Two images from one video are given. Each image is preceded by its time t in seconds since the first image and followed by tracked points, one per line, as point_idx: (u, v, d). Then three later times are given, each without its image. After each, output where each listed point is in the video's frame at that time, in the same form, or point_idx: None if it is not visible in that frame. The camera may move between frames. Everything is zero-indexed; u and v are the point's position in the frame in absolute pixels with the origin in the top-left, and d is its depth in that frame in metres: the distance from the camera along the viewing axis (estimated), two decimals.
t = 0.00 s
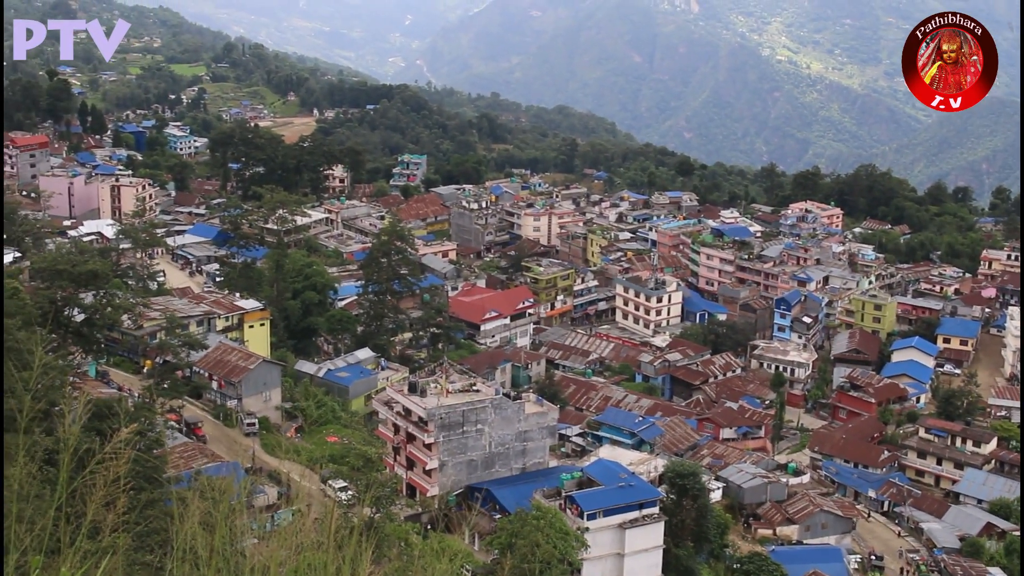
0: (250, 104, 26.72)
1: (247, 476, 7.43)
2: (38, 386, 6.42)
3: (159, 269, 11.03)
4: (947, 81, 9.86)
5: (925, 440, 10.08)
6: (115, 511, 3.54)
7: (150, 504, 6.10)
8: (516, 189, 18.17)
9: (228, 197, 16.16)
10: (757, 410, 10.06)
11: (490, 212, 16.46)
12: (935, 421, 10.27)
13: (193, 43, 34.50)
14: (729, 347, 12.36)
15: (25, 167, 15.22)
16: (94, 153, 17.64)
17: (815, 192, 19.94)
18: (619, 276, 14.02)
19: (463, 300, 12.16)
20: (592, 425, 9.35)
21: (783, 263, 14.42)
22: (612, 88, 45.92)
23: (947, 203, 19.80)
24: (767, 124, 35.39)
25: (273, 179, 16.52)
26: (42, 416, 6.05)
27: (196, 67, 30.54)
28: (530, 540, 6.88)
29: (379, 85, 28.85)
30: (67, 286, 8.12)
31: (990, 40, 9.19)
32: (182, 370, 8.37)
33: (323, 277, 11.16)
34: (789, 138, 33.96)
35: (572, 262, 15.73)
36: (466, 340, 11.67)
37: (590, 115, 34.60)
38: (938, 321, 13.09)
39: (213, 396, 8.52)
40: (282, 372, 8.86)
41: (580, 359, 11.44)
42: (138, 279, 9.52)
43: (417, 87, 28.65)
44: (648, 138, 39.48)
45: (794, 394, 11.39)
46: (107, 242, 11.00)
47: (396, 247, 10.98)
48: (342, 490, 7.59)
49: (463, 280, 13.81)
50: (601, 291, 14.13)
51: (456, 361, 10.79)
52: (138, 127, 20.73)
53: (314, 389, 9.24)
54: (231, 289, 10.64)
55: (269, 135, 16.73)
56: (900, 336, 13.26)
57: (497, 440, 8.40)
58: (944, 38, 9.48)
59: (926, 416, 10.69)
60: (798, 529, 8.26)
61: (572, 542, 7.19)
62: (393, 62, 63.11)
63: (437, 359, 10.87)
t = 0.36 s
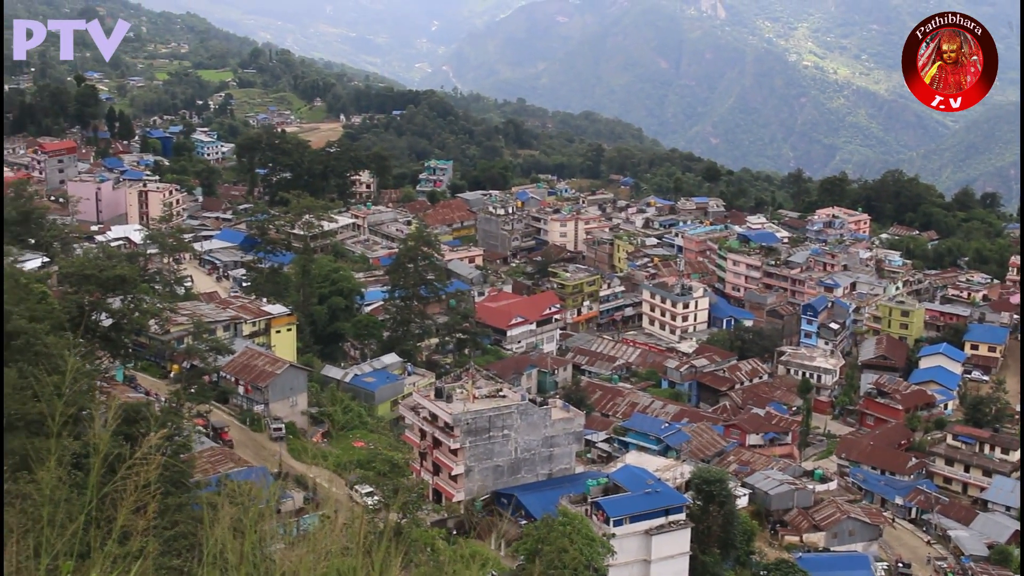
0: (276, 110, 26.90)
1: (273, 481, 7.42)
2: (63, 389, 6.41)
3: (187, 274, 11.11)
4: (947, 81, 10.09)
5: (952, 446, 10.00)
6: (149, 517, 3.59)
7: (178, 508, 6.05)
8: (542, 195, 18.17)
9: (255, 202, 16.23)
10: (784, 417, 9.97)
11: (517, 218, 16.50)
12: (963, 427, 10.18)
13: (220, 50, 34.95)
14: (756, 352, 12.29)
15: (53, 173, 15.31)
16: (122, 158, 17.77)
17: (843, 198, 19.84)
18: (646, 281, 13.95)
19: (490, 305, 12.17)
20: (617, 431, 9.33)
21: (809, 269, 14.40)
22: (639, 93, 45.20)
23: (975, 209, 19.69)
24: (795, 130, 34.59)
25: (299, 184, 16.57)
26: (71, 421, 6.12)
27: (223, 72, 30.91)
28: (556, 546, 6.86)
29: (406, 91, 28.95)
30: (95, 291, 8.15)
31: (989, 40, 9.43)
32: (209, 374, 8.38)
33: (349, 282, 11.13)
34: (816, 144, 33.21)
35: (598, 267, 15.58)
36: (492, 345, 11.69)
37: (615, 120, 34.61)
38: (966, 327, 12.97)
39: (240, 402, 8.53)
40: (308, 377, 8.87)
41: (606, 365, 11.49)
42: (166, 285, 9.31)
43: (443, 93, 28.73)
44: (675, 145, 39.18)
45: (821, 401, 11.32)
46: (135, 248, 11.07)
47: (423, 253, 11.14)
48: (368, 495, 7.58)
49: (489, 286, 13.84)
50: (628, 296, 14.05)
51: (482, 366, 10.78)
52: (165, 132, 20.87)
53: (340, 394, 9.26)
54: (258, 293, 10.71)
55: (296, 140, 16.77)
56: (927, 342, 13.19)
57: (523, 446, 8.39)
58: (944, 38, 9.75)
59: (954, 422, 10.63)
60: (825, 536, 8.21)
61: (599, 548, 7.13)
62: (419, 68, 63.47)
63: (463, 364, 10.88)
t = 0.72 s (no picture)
0: (308, 117, 27.10)
1: (301, 488, 7.40)
2: (95, 397, 6.40)
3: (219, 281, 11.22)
4: (947, 80, 9.05)
5: (985, 457, 9.83)
6: (183, 517, 3.58)
7: (210, 515, 6.02)
8: (573, 203, 18.17)
9: (286, 209, 16.31)
10: (814, 426, 10.03)
11: (548, 225, 16.56)
12: (995, 438, 9.99)
13: (254, 58, 35.44)
14: (788, 361, 12.31)
15: (86, 179, 15.63)
16: (155, 164, 17.92)
17: (874, 208, 19.66)
18: (677, 290, 13.96)
19: (520, 313, 12.22)
20: (648, 440, 9.34)
21: (841, 278, 14.35)
22: (672, 104, 44.37)
23: (1009, 219, 19.54)
24: (826, 139, 33.32)
25: (330, 191, 16.61)
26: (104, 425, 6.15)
27: (257, 80, 31.24)
28: (585, 554, 6.83)
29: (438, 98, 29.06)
30: (128, 296, 8.18)
31: (991, 40, 8.41)
32: (240, 380, 8.38)
33: (380, 289, 11.31)
34: (848, 153, 31.84)
35: (629, 275, 15.68)
36: (523, 353, 11.74)
37: (647, 129, 34.61)
38: (999, 338, 12.82)
39: (270, 407, 8.55)
40: (338, 383, 8.89)
41: (637, 373, 11.44)
42: (198, 291, 9.66)
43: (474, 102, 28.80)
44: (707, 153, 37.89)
45: (852, 411, 11.36)
46: (166, 254, 11.18)
47: (454, 260, 11.24)
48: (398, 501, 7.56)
49: (520, 293, 13.89)
50: (659, 304, 14.05)
51: (513, 374, 10.76)
52: (198, 139, 21.05)
53: (371, 402, 9.30)
54: (290, 300, 10.90)
55: (327, 148, 16.83)
56: (960, 352, 13.01)
57: (553, 454, 8.37)
58: (944, 38, 8.66)
59: (987, 433, 10.53)
60: (856, 546, 8.18)
61: (629, 557, 7.03)
62: (451, 76, 63.66)
63: (494, 372, 10.93)
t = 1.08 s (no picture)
0: (338, 122, 27.21)
1: (328, 493, 7.35)
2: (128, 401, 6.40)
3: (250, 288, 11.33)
4: (947, 80, 9.49)
5: (1017, 466, 9.83)
6: (212, 524, 3.57)
7: (237, 519, 5.96)
8: (602, 209, 18.18)
9: (316, 214, 16.39)
10: (844, 433, 9.98)
11: (577, 231, 16.60)
12: None
13: (284, 63, 35.69)
14: (817, 368, 12.35)
15: (117, 184, 15.67)
16: (185, 170, 18.01)
17: (905, 214, 19.43)
18: (706, 296, 14.09)
19: (550, 319, 12.37)
20: (677, 446, 9.38)
21: (871, 285, 14.24)
22: (702, 111, 42.03)
23: None
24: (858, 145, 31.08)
25: (359, 197, 16.65)
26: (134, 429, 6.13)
27: (286, 86, 31.46)
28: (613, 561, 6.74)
29: (467, 104, 29.04)
30: (158, 301, 8.21)
31: (990, 40, 8.84)
32: (268, 385, 8.39)
33: (409, 294, 11.28)
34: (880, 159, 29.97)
35: (658, 282, 15.67)
36: (552, 359, 11.79)
37: (676, 135, 34.55)
38: None
39: (299, 413, 8.59)
40: (367, 389, 8.91)
41: (665, 380, 11.46)
42: (227, 295, 9.87)
43: (503, 107, 28.82)
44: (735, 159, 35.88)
45: (882, 418, 11.30)
46: (196, 260, 11.32)
47: (483, 266, 11.25)
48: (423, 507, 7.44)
49: (549, 299, 13.92)
50: (687, 311, 14.15)
51: (541, 380, 10.89)
52: (228, 144, 21.18)
53: (399, 406, 9.33)
54: (318, 304, 10.99)
55: (356, 153, 16.91)
56: (991, 360, 12.96)
57: (582, 460, 8.37)
58: (944, 38, 9.13)
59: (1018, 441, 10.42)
60: (885, 554, 8.14)
61: (658, 564, 7.00)
62: (480, 81, 63.51)
63: (523, 378, 10.97)
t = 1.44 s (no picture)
0: (366, 127, 27.37)
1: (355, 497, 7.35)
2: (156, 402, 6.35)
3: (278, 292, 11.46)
4: (947, 80, 9.16)
5: None
6: (241, 527, 3.42)
7: (263, 523, 5.85)
8: (630, 214, 18.23)
9: (344, 218, 16.48)
10: (871, 440, 9.97)
11: (604, 237, 16.62)
12: None
13: (313, 67, 35.90)
14: (845, 374, 12.42)
15: (146, 188, 15.79)
16: (214, 174, 18.15)
17: (934, 220, 19.19)
18: (734, 302, 14.04)
19: (575, 324, 12.38)
20: (703, 453, 9.40)
21: (899, 291, 14.22)
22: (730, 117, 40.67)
23: None
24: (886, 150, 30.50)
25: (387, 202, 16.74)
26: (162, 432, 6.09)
27: (314, 91, 31.70)
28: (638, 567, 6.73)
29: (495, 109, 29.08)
30: (186, 305, 8.27)
31: (990, 40, 8.55)
32: (295, 389, 8.35)
33: (436, 298, 11.41)
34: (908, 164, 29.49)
35: (685, 287, 15.74)
36: (578, 364, 11.86)
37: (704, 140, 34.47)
38: None
39: (326, 416, 8.62)
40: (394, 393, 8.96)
41: (692, 386, 11.51)
42: (255, 299, 10.03)
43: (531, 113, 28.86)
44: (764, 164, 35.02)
45: (909, 424, 11.26)
46: (223, 264, 11.49)
47: (510, 271, 11.47)
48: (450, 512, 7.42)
49: (576, 305, 13.97)
50: (715, 317, 14.14)
51: (568, 385, 10.92)
52: (257, 148, 21.29)
53: (427, 411, 9.38)
54: (346, 309, 11.16)
55: (384, 158, 17.03)
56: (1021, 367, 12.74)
57: (608, 466, 8.35)
58: (944, 38, 8.79)
59: None
60: (913, 562, 8.08)
61: (684, 571, 6.97)
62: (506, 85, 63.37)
63: (549, 383, 11.01)
